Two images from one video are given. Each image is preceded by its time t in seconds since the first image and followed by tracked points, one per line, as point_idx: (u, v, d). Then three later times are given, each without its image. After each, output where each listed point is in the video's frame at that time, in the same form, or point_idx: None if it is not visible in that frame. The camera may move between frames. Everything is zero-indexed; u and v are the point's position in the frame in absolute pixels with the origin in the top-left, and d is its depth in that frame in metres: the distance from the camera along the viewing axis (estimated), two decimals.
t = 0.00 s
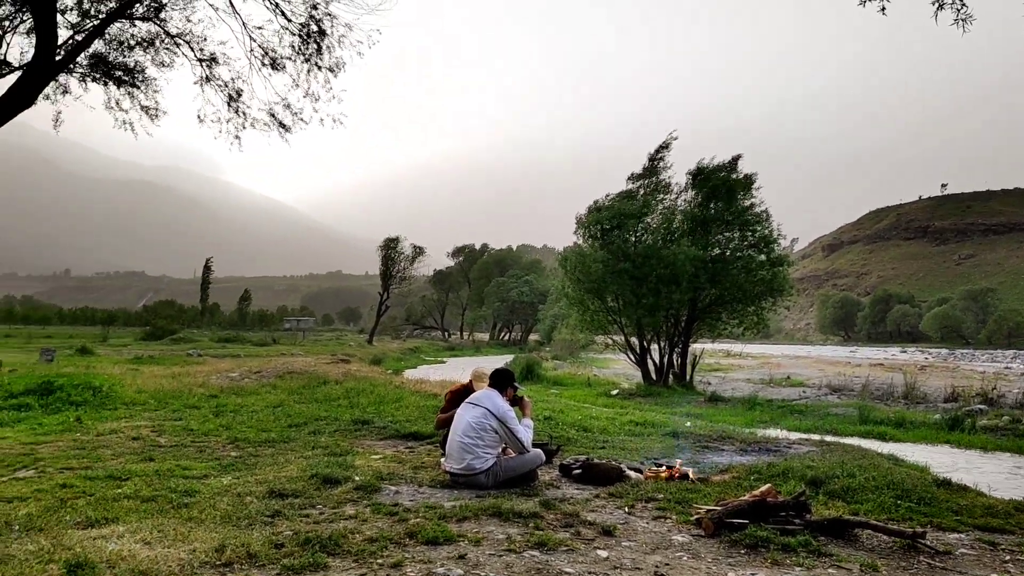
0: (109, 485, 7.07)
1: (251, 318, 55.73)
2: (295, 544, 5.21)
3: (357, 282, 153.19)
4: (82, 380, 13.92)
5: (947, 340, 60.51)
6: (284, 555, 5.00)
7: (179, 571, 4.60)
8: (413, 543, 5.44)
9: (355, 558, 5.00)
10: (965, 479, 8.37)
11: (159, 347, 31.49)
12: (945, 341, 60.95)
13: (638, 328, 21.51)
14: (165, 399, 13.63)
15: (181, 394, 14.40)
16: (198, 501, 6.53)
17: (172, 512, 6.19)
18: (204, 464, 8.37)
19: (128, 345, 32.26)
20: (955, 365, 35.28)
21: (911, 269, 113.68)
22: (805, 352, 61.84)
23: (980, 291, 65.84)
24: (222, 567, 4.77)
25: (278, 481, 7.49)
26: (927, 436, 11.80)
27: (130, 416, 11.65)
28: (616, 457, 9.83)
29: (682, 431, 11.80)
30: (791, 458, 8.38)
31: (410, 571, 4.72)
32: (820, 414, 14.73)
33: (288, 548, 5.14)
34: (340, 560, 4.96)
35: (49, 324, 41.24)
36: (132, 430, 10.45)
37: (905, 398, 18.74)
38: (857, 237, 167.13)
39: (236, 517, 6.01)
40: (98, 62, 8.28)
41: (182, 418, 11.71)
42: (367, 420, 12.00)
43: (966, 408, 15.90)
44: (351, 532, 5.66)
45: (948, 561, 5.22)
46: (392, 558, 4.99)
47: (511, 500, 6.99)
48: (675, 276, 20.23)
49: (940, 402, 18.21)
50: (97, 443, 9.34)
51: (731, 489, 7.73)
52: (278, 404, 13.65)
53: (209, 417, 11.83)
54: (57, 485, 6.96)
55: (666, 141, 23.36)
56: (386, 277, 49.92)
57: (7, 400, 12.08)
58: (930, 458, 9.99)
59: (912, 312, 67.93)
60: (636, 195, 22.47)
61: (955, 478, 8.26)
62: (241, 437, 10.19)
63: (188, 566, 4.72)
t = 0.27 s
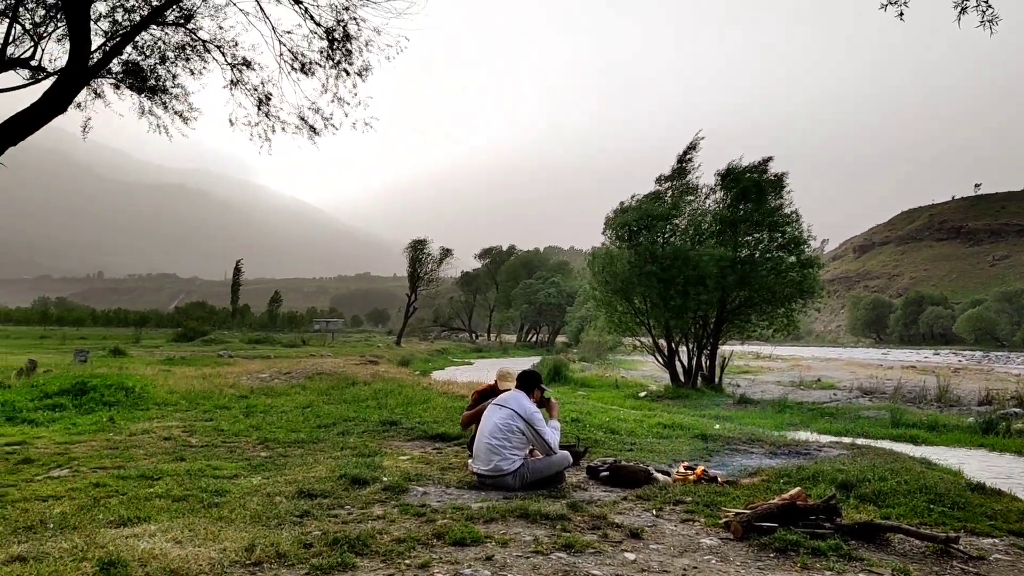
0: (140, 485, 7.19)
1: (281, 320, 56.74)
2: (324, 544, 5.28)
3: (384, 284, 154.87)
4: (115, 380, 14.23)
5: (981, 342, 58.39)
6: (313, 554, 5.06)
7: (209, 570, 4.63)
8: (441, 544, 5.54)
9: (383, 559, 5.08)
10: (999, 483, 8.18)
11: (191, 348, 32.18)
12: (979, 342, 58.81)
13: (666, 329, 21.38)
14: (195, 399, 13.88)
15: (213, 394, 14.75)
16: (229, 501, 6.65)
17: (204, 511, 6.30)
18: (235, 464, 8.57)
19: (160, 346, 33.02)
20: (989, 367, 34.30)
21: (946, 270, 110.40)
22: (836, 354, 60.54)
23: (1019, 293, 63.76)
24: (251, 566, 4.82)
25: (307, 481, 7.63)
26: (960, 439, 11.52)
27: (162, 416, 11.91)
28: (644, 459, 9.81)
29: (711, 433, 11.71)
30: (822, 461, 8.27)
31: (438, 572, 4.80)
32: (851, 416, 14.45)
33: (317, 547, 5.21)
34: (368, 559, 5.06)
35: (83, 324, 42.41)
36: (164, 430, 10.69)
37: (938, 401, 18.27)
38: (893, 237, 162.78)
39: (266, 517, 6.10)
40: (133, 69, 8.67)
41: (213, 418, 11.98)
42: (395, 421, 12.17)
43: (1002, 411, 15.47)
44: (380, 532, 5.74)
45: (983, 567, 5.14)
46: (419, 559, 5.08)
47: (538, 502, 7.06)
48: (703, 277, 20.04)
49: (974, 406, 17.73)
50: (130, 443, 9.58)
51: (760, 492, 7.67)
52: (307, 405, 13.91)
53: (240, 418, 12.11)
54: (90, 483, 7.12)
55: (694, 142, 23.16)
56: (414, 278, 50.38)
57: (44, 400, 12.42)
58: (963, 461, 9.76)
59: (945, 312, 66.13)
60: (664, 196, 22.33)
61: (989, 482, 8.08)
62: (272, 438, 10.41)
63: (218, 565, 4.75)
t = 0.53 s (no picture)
0: (170, 484, 7.37)
1: (309, 321, 57.64)
2: (352, 544, 5.41)
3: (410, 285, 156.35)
4: (146, 380, 14.54)
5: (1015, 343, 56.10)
6: (340, 554, 5.18)
7: (238, 568, 4.77)
8: (467, 544, 5.64)
9: (410, 558, 5.21)
10: None
11: (221, 348, 32.84)
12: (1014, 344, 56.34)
13: (693, 330, 21.22)
14: (225, 399, 14.14)
15: (245, 394, 15.11)
16: (257, 500, 6.81)
17: (234, 510, 6.45)
18: (264, 464, 8.78)
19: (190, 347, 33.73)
20: None
21: (980, 272, 107.27)
22: (867, 356, 59.15)
23: None
24: (279, 565, 4.94)
25: (335, 481, 7.78)
26: (994, 443, 11.22)
27: (192, 416, 12.19)
28: (671, 461, 9.79)
29: (739, 435, 11.63)
30: (851, 464, 8.17)
31: (463, 572, 4.90)
32: (882, 419, 14.17)
33: (344, 547, 5.33)
34: (395, 559, 5.19)
35: (115, 325, 43.48)
36: (194, 430, 10.95)
37: (972, 403, 17.81)
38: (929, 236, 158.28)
39: (294, 517, 6.23)
40: (164, 74, 9.01)
41: (242, 418, 12.26)
42: (422, 422, 12.34)
43: None
44: (406, 532, 5.86)
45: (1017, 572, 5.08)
46: (446, 559, 5.19)
47: (564, 503, 7.13)
48: (731, 278, 19.83)
49: (1012, 409, 17.24)
50: (161, 442, 9.83)
51: (788, 494, 7.62)
52: (335, 405, 14.16)
53: (269, 417, 12.39)
54: (121, 482, 7.32)
55: (723, 144, 22.94)
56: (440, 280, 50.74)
57: (78, 399, 12.77)
58: (997, 465, 9.53)
59: (978, 314, 64.56)
60: (691, 197, 22.14)
61: None
62: (300, 437, 10.64)
63: (247, 563, 4.89)
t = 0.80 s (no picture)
0: (200, 484, 7.58)
1: (336, 322, 58.52)
2: (379, 544, 5.54)
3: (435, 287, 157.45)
4: (176, 381, 14.90)
5: None
6: (367, 554, 5.30)
7: (266, 568, 4.90)
8: (493, 545, 5.75)
9: (436, 559, 5.32)
10: None
11: (250, 349, 33.54)
12: None
13: (719, 332, 21.02)
14: (253, 400, 14.44)
15: (275, 394, 15.48)
16: (285, 500, 6.97)
17: (262, 510, 6.62)
18: (291, 464, 9.01)
19: (219, 347, 34.50)
20: None
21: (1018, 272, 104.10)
22: (900, 358, 57.79)
23: None
24: (307, 565, 5.06)
25: (362, 482, 7.94)
26: None
27: (221, 416, 12.51)
28: (697, 464, 9.77)
29: (767, 438, 11.53)
30: (881, 467, 8.07)
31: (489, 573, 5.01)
32: (912, 422, 13.90)
33: (372, 547, 5.46)
34: (422, 559, 5.32)
35: (146, 326, 44.63)
36: (222, 430, 11.22)
37: (1006, 406, 17.31)
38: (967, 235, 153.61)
39: (322, 516, 6.37)
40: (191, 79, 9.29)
41: (271, 419, 12.52)
42: (448, 423, 12.51)
43: None
44: (433, 533, 5.97)
45: None
46: (472, 560, 5.30)
47: (590, 505, 7.20)
48: (759, 279, 19.60)
49: None
50: (191, 443, 10.10)
51: (817, 498, 7.56)
52: (362, 405, 14.42)
53: (298, 418, 12.67)
54: (151, 482, 7.53)
55: (752, 145, 22.69)
56: (466, 281, 51.05)
57: (110, 399, 13.14)
58: None
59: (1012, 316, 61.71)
60: (719, 198, 21.95)
61: None
62: (328, 438, 10.86)
63: (276, 563, 5.03)
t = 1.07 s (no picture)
0: (231, 484, 7.71)
1: (364, 324, 59.39)
2: (407, 545, 5.62)
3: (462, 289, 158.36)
4: (205, 382, 15.23)
5: None
6: (395, 555, 5.36)
7: (295, 568, 4.95)
8: (521, 547, 5.83)
9: (464, 561, 5.39)
10: None
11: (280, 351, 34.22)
12: None
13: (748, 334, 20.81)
14: (282, 402, 14.70)
15: (306, 395, 15.84)
16: (314, 501, 7.08)
17: (291, 510, 6.73)
18: (320, 464, 9.19)
19: (250, 349, 35.26)
20: None
21: None
22: (937, 360, 56.30)
23: None
24: (336, 565, 5.15)
25: (391, 483, 8.06)
26: None
27: (251, 417, 12.80)
28: (725, 467, 9.73)
29: (796, 442, 11.41)
30: (913, 471, 7.95)
31: None
32: (945, 425, 13.61)
33: (401, 548, 5.55)
34: (449, 561, 5.40)
35: (178, 328, 45.85)
36: (252, 432, 11.42)
37: None
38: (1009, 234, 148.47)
39: (351, 517, 6.45)
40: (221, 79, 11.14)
41: (300, 420, 12.72)
42: (475, 425, 12.69)
43: None
44: (461, 534, 6.04)
45: None
46: (500, 562, 5.37)
47: (617, 508, 7.25)
48: (789, 280, 19.32)
49: None
50: (222, 444, 10.29)
51: (847, 502, 7.49)
52: (391, 407, 14.67)
53: (327, 418, 12.95)
54: (183, 482, 7.63)
55: (780, 144, 22.40)
56: (492, 283, 51.30)
57: (142, 401, 13.42)
58: None
59: None
60: (747, 199, 21.75)
61: None
62: (355, 438, 11.11)
63: (305, 563, 5.06)
